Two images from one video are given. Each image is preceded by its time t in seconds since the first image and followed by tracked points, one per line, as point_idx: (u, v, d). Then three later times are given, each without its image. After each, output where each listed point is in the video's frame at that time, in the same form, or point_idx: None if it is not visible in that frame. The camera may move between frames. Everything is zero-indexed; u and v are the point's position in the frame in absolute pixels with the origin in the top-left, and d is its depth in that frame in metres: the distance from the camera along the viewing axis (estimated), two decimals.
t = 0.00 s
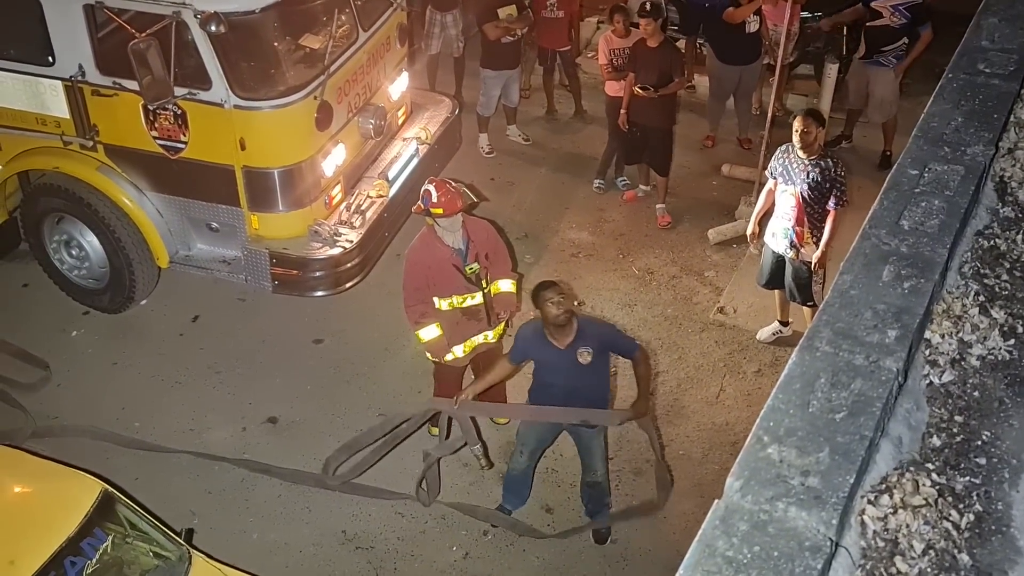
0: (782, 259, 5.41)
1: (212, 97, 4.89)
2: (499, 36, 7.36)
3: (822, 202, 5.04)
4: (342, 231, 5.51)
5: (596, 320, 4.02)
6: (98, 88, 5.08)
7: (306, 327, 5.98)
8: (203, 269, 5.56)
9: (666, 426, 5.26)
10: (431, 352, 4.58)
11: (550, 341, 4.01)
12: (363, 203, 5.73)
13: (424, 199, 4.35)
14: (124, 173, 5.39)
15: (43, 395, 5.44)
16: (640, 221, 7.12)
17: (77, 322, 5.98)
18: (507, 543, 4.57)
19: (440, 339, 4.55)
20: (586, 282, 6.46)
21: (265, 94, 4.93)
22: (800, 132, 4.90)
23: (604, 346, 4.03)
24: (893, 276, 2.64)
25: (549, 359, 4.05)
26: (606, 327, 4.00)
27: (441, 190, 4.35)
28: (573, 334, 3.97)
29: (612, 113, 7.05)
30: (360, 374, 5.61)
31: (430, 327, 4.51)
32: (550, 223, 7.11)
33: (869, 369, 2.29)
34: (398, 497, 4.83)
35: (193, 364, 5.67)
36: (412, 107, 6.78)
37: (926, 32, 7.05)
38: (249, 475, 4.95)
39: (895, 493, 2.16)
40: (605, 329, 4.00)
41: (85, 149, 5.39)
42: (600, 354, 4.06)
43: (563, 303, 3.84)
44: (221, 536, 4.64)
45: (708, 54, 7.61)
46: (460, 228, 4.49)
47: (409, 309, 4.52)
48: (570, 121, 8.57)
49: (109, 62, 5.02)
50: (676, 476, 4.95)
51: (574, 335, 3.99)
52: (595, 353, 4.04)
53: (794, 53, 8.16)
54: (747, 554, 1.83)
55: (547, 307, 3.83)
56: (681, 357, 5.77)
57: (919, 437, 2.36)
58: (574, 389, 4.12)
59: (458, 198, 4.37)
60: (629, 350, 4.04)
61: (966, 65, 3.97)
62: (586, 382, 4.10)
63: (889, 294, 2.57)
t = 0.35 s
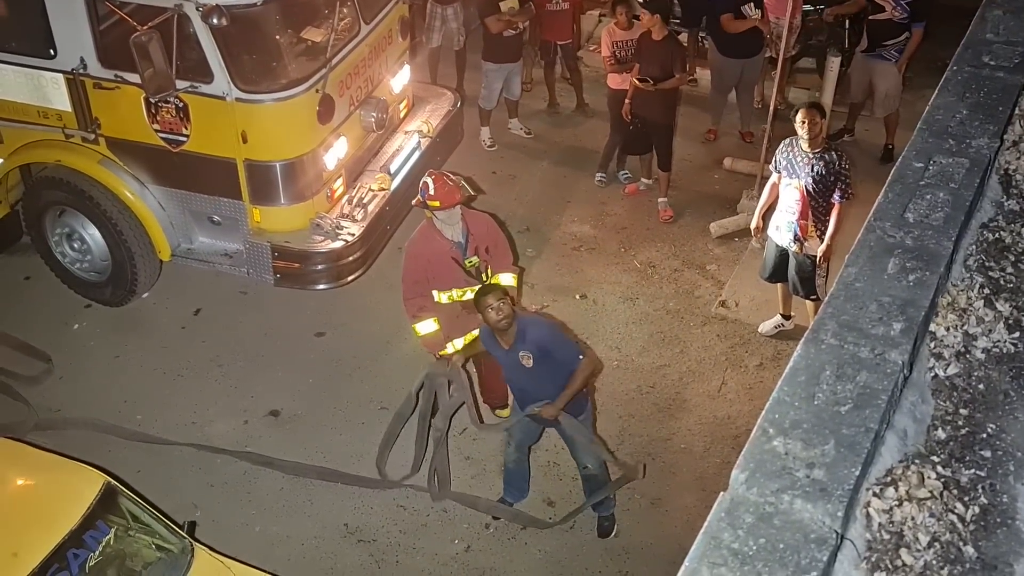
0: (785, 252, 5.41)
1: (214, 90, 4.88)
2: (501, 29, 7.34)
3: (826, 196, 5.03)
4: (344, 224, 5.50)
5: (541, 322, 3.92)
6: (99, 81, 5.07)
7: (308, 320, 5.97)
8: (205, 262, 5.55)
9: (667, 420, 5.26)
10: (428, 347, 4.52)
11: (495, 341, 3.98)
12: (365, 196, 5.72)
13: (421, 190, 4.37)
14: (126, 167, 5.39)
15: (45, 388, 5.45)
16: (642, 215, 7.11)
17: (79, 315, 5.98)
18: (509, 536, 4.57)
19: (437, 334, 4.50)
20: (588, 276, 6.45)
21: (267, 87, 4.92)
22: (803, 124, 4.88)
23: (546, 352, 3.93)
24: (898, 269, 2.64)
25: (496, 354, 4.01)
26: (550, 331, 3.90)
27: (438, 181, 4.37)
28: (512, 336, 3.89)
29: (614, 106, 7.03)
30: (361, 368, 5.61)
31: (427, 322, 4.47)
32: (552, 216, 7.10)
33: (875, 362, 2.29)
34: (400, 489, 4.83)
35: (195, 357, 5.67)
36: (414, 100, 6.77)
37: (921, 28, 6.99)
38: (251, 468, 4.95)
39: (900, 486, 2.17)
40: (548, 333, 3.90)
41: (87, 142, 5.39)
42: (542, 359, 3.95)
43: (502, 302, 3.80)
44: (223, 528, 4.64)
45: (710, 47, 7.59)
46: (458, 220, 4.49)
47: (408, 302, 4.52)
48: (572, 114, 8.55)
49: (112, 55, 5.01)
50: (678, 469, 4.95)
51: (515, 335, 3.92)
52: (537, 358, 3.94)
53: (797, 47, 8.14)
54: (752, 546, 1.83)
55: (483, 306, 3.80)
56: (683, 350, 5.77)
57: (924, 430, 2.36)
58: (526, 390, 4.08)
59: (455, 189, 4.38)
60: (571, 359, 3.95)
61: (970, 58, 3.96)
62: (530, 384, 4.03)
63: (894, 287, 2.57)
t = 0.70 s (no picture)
0: (785, 243, 5.40)
1: (212, 80, 4.85)
2: (500, 19, 7.31)
3: (828, 185, 5.02)
4: (342, 215, 5.49)
5: (531, 327, 3.89)
6: (97, 71, 5.05)
7: (307, 311, 5.97)
8: (204, 252, 5.54)
9: (666, 411, 5.26)
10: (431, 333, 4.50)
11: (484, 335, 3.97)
12: (363, 186, 5.71)
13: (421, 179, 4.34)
14: (124, 157, 5.37)
15: (44, 379, 5.44)
16: (641, 206, 7.10)
17: (77, 306, 5.97)
18: (508, 527, 4.58)
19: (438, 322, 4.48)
20: (587, 267, 6.45)
21: (265, 78, 4.90)
22: (804, 114, 4.87)
23: (530, 357, 3.92)
24: (899, 258, 2.64)
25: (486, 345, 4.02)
26: (537, 339, 3.88)
27: (438, 169, 4.34)
28: (501, 335, 3.88)
29: (613, 96, 7.02)
30: (361, 359, 5.61)
31: (430, 307, 4.47)
32: (551, 207, 7.09)
33: (875, 351, 2.29)
34: (399, 480, 4.83)
35: (193, 348, 5.67)
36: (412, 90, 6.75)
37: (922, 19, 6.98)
38: (250, 458, 4.95)
39: (901, 475, 2.17)
40: (534, 340, 3.88)
41: (85, 133, 5.37)
42: (526, 361, 3.95)
43: (493, 305, 3.77)
44: (222, 519, 4.65)
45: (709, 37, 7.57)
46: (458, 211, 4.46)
47: (408, 289, 4.54)
48: (571, 105, 8.53)
49: (109, 45, 4.99)
50: (676, 460, 4.96)
51: (504, 335, 3.90)
52: (521, 359, 3.94)
53: (796, 37, 8.13)
54: (753, 535, 1.83)
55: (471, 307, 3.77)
56: (682, 341, 5.76)
57: (924, 419, 2.35)
58: (511, 385, 4.10)
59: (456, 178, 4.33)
60: (552, 369, 3.94)
61: (970, 47, 3.95)
62: (513, 380, 4.05)
63: (895, 277, 2.56)
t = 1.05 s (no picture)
0: (784, 235, 5.39)
1: (210, 72, 4.83)
2: (499, 11, 7.29)
3: (828, 177, 5.01)
4: (341, 208, 5.48)
5: (548, 325, 3.85)
6: (95, 63, 5.03)
7: (305, 304, 5.96)
8: (201, 245, 5.53)
9: (664, 404, 5.26)
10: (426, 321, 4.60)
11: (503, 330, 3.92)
12: (362, 179, 5.70)
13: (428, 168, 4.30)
14: (121, 149, 5.36)
15: (41, 371, 5.43)
16: (639, 199, 7.09)
17: (75, 298, 5.96)
18: (506, 520, 4.58)
19: (433, 313, 4.57)
20: (585, 260, 6.44)
21: (263, 69, 4.88)
22: (803, 107, 4.87)
23: (545, 356, 3.88)
24: (898, 250, 2.63)
25: (501, 340, 3.97)
26: (553, 339, 3.83)
27: (447, 161, 4.28)
28: (517, 332, 3.83)
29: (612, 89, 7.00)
30: (359, 351, 5.61)
31: (426, 298, 4.54)
32: (550, 200, 7.08)
33: (875, 343, 2.29)
34: (397, 473, 4.83)
35: (191, 340, 5.66)
36: (411, 83, 6.73)
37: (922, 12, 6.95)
38: (248, 451, 4.95)
39: (900, 467, 2.17)
40: (551, 340, 3.83)
41: (82, 124, 5.35)
42: (541, 360, 3.90)
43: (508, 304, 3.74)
44: (220, 512, 4.64)
45: (708, 30, 7.55)
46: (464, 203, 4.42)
47: (410, 276, 4.55)
48: (570, 98, 8.51)
49: (107, 36, 4.97)
50: (675, 453, 4.96)
51: (520, 332, 3.86)
52: (536, 357, 3.90)
53: (796, 30, 8.11)
54: (752, 526, 1.83)
55: (487, 305, 3.72)
56: (681, 335, 5.76)
57: (924, 412, 2.35)
58: (525, 382, 4.05)
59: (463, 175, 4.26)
60: (566, 370, 3.90)
61: (971, 39, 3.94)
62: (527, 376, 4.01)
63: (895, 269, 2.56)
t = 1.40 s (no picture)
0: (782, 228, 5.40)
1: (207, 65, 4.82)
2: (497, 4, 7.27)
3: (827, 170, 5.01)
4: (338, 201, 5.47)
5: (571, 303, 3.87)
6: (92, 55, 5.01)
7: (302, 297, 5.95)
8: (198, 238, 5.52)
9: (661, 398, 5.26)
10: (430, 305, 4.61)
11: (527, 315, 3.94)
12: (359, 172, 5.69)
13: (446, 157, 4.34)
14: (118, 141, 5.34)
15: (38, 364, 5.43)
16: (637, 192, 7.08)
17: (72, 291, 5.95)
18: (503, 513, 4.58)
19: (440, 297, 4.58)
20: (583, 254, 6.43)
21: (260, 62, 4.87)
22: (804, 100, 4.87)
23: (572, 333, 3.90)
24: (896, 244, 2.63)
25: (526, 327, 3.99)
26: (578, 314, 3.86)
27: (463, 150, 4.32)
28: (542, 313, 3.85)
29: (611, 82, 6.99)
30: (357, 344, 5.60)
31: (435, 281, 4.54)
32: (547, 194, 7.07)
33: (872, 337, 2.28)
34: (395, 466, 4.83)
35: (188, 333, 5.65)
36: (409, 76, 6.71)
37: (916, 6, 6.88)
38: (245, 444, 4.94)
39: (898, 461, 2.17)
40: (577, 316, 3.86)
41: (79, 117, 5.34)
42: (569, 338, 3.92)
43: (533, 288, 3.77)
44: (217, 505, 4.64)
45: (706, 23, 7.54)
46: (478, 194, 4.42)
47: (418, 260, 4.53)
48: (568, 91, 8.50)
49: (103, 28, 4.95)
50: (672, 446, 4.96)
51: (545, 313, 3.87)
52: (563, 337, 3.92)
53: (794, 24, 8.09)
54: (749, 520, 1.83)
55: (513, 290, 3.74)
56: (678, 328, 5.76)
57: (921, 405, 2.35)
58: (551, 367, 4.06)
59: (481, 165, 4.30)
60: (594, 344, 3.91)
61: (969, 33, 3.93)
62: (555, 361, 4.02)
63: (893, 263, 2.55)
